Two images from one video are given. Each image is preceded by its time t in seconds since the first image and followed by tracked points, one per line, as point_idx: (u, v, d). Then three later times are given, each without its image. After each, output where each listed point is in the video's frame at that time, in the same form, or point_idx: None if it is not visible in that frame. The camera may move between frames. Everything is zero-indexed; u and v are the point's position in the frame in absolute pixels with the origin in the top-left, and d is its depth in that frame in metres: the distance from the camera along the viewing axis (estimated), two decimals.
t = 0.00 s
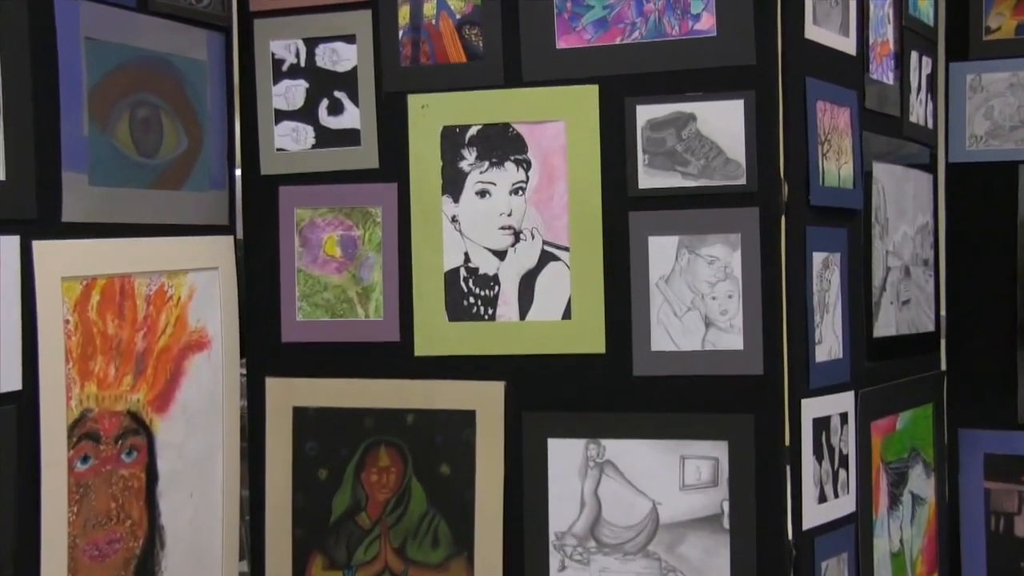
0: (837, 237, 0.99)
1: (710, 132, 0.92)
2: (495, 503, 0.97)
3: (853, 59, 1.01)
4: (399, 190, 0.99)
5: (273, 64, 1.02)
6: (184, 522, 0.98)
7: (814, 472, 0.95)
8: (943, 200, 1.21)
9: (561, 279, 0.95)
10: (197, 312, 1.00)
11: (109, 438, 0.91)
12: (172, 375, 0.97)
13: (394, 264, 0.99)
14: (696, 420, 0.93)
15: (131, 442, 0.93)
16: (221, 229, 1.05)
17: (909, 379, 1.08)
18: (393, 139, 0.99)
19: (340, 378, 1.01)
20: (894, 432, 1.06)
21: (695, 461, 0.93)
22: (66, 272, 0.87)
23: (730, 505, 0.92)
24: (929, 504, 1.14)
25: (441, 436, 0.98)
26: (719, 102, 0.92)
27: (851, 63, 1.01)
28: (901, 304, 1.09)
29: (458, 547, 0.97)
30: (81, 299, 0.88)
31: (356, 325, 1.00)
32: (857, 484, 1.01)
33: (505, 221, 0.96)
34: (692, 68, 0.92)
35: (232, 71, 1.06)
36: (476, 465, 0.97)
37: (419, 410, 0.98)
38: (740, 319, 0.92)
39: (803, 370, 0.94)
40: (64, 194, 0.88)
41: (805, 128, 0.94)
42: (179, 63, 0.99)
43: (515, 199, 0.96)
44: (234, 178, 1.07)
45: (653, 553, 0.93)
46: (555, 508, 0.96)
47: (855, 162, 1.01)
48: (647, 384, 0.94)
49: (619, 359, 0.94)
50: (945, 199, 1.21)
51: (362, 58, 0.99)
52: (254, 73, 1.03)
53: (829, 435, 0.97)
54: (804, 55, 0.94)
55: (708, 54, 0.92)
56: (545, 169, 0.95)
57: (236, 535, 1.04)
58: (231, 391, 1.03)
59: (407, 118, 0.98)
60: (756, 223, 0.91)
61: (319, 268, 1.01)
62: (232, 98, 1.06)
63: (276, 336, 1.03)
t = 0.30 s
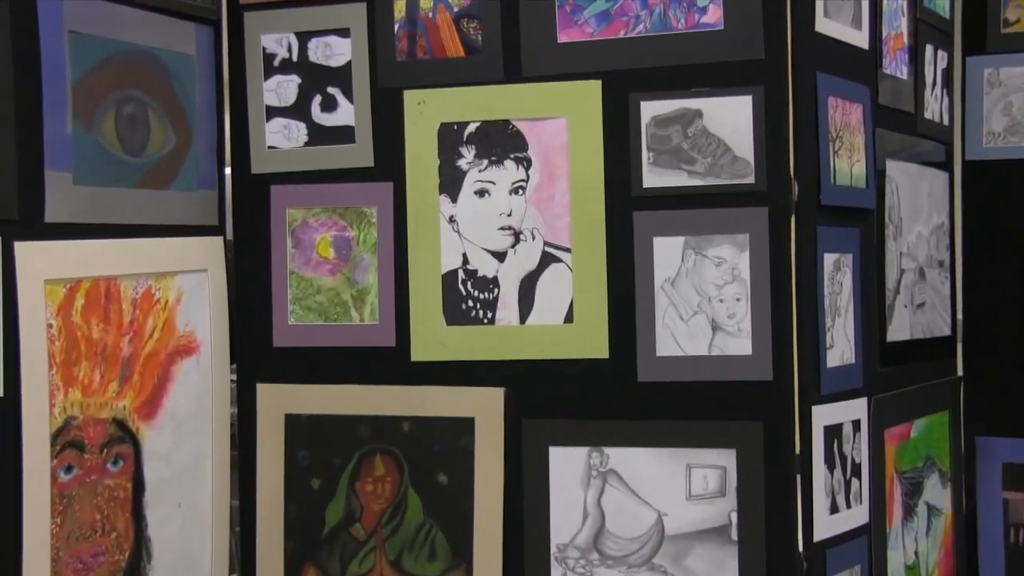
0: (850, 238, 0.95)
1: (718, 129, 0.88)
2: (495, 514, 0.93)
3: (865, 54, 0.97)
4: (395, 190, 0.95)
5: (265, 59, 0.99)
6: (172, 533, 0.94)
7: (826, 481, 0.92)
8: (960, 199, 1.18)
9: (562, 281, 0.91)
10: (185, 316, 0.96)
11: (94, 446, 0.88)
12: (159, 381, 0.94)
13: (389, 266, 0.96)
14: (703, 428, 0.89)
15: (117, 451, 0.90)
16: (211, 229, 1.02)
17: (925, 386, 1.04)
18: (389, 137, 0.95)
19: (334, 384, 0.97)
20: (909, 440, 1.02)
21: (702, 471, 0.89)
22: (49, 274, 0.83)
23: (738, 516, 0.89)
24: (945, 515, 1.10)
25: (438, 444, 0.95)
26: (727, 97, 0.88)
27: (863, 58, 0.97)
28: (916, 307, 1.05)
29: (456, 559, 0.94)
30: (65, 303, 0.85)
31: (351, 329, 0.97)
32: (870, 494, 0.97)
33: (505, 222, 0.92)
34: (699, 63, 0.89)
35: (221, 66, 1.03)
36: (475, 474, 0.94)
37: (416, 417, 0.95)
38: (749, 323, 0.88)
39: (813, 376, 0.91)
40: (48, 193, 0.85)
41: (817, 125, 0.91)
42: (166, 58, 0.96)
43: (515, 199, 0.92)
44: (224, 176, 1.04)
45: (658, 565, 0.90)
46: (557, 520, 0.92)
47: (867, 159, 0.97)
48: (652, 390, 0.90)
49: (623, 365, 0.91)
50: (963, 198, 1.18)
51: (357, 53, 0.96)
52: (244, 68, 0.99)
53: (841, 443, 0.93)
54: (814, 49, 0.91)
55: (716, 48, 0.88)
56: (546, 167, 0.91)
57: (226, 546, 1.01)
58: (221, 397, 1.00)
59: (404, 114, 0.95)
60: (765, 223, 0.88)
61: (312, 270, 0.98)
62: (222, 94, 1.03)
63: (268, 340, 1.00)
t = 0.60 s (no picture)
0: (862, 238, 0.92)
1: (726, 126, 0.85)
2: (494, 525, 0.90)
3: (879, 48, 0.94)
4: (391, 189, 0.92)
5: (256, 53, 0.95)
6: (159, 544, 0.91)
7: (838, 491, 0.89)
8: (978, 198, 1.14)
9: (564, 284, 0.88)
10: (173, 320, 0.93)
11: (77, 455, 0.84)
12: (146, 387, 0.90)
13: (385, 267, 0.92)
14: (710, 436, 0.86)
15: (101, 460, 0.86)
16: (200, 230, 0.98)
17: (940, 392, 1.01)
18: (384, 134, 0.92)
19: (328, 390, 0.94)
20: (924, 448, 0.99)
21: (709, 481, 0.86)
22: (33, 275, 0.80)
23: (747, 527, 0.85)
24: (962, 526, 1.07)
25: (436, 453, 0.91)
26: (735, 93, 0.85)
27: (877, 52, 0.94)
28: (931, 311, 1.02)
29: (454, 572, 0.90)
30: (49, 306, 0.81)
31: (345, 333, 0.94)
32: (883, 504, 0.94)
33: (504, 222, 0.89)
34: (706, 57, 0.85)
35: (211, 61, 1.00)
36: (474, 484, 0.90)
37: (412, 424, 0.92)
38: (758, 327, 0.85)
39: (825, 382, 0.87)
40: (30, 192, 0.82)
41: (829, 122, 0.88)
42: (153, 52, 0.93)
43: (515, 198, 0.89)
44: (214, 175, 1.00)
45: None
46: (558, 531, 0.89)
47: (881, 157, 0.94)
48: (658, 397, 0.87)
49: (628, 370, 0.87)
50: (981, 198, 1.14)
51: (351, 46, 0.92)
52: (234, 62, 0.96)
53: (854, 451, 0.90)
54: (826, 43, 0.88)
55: (724, 42, 0.85)
56: (548, 165, 0.88)
57: (215, 557, 0.97)
58: (210, 403, 0.97)
59: (400, 111, 0.91)
60: (775, 223, 0.85)
61: (305, 272, 0.95)
62: (211, 90, 0.99)
63: (260, 344, 0.96)
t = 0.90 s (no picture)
0: (875, 240, 0.89)
1: (733, 123, 0.82)
2: (493, 538, 0.86)
3: (892, 43, 0.91)
4: (387, 189, 0.89)
5: (246, 48, 0.92)
6: (145, 557, 0.88)
7: (850, 503, 0.85)
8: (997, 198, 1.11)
9: (565, 287, 0.84)
10: (160, 325, 0.90)
11: (60, 466, 0.81)
12: (132, 395, 0.87)
13: (380, 270, 0.89)
14: (717, 446, 0.83)
15: (85, 470, 0.83)
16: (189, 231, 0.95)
17: (956, 400, 0.98)
18: (379, 132, 0.89)
19: (321, 397, 0.91)
20: (939, 458, 0.96)
21: (717, 493, 0.83)
22: (14, 279, 0.76)
23: (756, 541, 0.82)
24: (979, 540, 1.03)
25: (432, 463, 0.88)
26: (744, 89, 0.82)
27: (890, 47, 0.90)
28: (946, 316, 0.99)
29: None
30: (30, 311, 0.78)
31: (338, 338, 0.90)
32: (897, 516, 0.90)
33: (504, 223, 0.86)
34: (713, 52, 0.82)
35: (199, 55, 0.96)
36: (473, 495, 0.87)
37: (408, 433, 0.88)
38: (767, 333, 0.82)
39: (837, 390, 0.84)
40: (11, 192, 0.78)
41: (842, 119, 0.85)
42: (139, 47, 0.89)
43: (515, 198, 0.86)
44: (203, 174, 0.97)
45: None
46: (560, 545, 0.86)
47: (894, 156, 0.91)
48: (664, 405, 0.84)
49: (632, 377, 0.84)
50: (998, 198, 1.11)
51: (345, 41, 0.89)
52: (224, 57, 0.93)
53: (866, 461, 0.87)
54: (838, 37, 0.85)
55: (732, 36, 0.82)
56: (549, 164, 0.85)
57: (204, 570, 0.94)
58: (198, 411, 0.93)
59: (396, 108, 0.88)
60: (785, 225, 0.81)
61: (297, 275, 0.91)
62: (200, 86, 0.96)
63: (251, 350, 0.93)
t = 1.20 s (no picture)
0: (888, 244, 0.86)
1: (741, 122, 0.79)
2: (491, 552, 0.83)
3: (905, 39, 0.88)
4: (381, 190, 0.86)
5: (237, 45, 0.89)
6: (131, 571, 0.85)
7: (862, 517, 0.82)
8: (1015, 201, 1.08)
9: (567, 292, 0.81)
10: (146, 331, 0.86)
11: (42, 478, 0.78)
12: (117, 404, 0.84)
13: (375, 275, 0.86)
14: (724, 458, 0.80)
15: (68, 482, 0.80)
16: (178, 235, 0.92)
17: (971, 409, 0.94)
18: (374, 132, 0.86)
19: (313, 406, 0.88)
20: (955, 470, 0.92)
21: (724, 507, 0.80)
22: None
23: (764, 556, 0.79)
24: (997, 555, 0.99)
25: (428, 474, 0.85)
26: (752, 87, 0.79)
27: (904, 43, 0.87)
28: (962, 322, 0.95)
29: None
30: (10, 318, 0.75)
31: (332, 345, 0.87)
32: (911, 530, 0.87)
33: (502, 225, 0.83)
34: (721, 48, 0.79)
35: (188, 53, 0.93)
36: (470, 508, 0.84)
37: (403, 443, 0.85)
38: (776, 340, 0.78)
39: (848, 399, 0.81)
40: None
41: (854, 118, 0.82)
42: (125, 43, 0.86)
43: (514, 200, 0.83)
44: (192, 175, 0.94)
45: None
46: (561, 560, 0.82)
47: (908, 156, 0.87)
48: (669, 415, 0.81)
49: (636, 386, 0.81)
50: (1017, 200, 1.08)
51: (338, 37, 0.86)
52: (213, 55, 0.90)
53: (879, 474, 0.84)
54: (850, 33, 0.81)
55: (739, 31, 0.79)
56: (549, 164, 0.82)
57: None
58: (186, 420, 0.90)
59: (391, 107, 0.85)
60: (795, 228, 0.78)
61: (289, 280, 0.88)
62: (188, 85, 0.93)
63: (242, 357, 0.90)
